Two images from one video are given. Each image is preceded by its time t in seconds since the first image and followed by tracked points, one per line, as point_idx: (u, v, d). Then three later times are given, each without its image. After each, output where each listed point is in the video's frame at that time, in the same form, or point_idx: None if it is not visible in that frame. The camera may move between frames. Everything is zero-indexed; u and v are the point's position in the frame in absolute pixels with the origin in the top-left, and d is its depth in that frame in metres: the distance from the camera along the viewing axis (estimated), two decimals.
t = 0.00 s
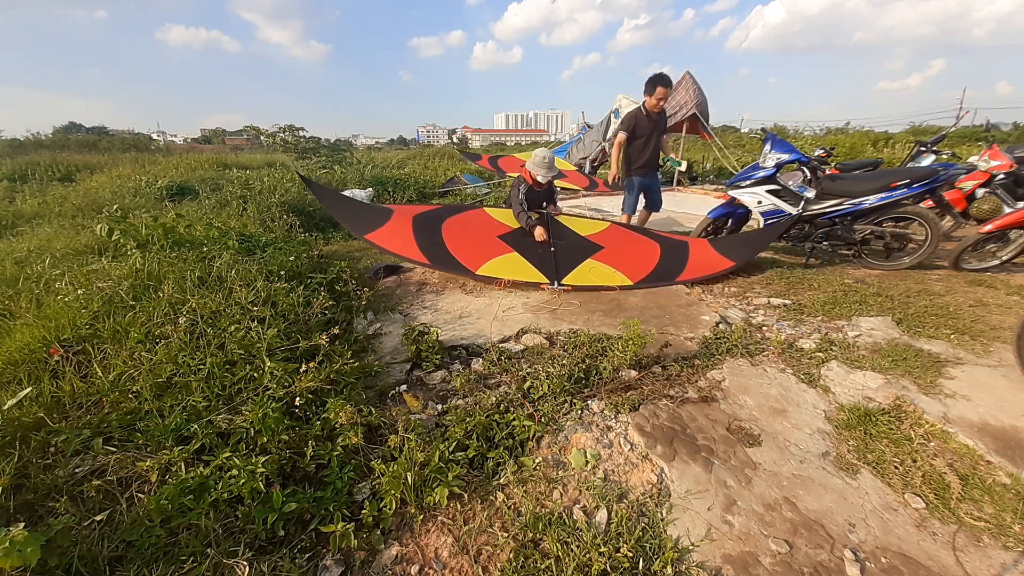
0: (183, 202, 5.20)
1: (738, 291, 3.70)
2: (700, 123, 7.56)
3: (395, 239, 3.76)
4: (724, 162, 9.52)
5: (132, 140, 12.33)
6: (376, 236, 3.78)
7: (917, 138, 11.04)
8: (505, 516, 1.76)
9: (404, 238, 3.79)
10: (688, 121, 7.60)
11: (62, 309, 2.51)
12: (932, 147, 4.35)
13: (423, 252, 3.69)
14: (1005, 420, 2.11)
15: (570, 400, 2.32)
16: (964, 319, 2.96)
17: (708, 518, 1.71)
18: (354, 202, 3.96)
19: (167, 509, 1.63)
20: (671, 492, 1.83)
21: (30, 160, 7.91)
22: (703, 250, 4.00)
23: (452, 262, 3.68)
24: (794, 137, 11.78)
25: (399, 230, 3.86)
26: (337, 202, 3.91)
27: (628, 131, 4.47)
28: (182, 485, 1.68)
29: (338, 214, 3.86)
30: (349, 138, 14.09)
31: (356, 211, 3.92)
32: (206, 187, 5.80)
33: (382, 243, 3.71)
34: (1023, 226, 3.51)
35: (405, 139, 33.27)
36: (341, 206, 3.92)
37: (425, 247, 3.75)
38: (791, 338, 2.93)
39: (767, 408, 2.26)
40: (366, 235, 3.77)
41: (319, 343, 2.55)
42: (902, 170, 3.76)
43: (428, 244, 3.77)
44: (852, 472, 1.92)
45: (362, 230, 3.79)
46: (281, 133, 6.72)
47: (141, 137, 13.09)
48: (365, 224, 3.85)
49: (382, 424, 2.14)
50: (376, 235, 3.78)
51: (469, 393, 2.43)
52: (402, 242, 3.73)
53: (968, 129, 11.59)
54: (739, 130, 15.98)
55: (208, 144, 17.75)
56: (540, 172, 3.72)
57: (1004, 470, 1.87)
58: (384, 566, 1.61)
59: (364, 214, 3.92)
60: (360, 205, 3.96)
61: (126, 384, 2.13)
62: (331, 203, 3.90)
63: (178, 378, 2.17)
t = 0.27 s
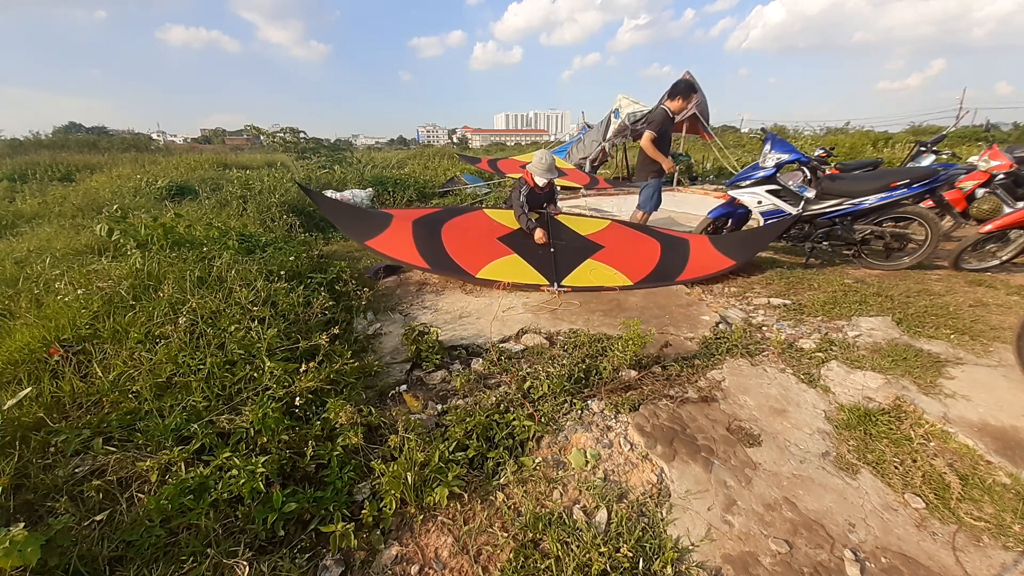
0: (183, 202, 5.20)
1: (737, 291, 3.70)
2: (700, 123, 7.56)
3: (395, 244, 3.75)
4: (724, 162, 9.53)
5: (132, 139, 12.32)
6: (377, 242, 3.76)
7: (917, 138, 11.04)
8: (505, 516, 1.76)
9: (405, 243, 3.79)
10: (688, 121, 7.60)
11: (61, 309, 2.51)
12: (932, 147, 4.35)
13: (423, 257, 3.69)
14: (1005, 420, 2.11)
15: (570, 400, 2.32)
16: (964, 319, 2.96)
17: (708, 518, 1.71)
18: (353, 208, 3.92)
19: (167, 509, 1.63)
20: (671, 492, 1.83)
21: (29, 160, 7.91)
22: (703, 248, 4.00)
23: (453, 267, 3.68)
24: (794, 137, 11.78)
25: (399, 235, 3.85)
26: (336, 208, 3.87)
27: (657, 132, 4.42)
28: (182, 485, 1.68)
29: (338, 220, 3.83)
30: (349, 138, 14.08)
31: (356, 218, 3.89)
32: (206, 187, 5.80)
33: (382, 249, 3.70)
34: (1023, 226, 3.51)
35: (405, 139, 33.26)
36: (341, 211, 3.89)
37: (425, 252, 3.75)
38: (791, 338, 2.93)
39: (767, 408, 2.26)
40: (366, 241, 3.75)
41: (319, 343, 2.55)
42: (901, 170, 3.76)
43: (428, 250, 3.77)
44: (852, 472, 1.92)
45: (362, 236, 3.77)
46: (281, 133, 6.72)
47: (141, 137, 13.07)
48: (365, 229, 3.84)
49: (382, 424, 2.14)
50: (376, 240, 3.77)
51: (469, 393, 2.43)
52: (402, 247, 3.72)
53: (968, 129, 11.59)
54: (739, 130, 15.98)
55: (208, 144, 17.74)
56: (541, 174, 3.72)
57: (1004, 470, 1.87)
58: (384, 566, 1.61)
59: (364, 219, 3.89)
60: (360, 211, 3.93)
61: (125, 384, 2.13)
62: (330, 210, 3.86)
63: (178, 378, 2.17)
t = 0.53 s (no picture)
0: (183, 202, 5.20)
1: (738, 291, 3.70)
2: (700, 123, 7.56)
3: (395, 244, 3.75)
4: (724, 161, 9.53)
5: (132, 139, 12.31)
6: (377, 242, 3.76)
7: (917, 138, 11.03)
8: (505, 516, 1.76)
9: (405, 243, 3.78)
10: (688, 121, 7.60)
11: (61, 309, 2.51)
12: (932, 147, 4.35)
13: (424, 257, 3.68)
14: (1005, 420, 2.11)
15: (570, 400, 2.32)
16: (964, 319, 2.96)
17: (708, 518, 1.71)
18: (354, 207, 3.92)
19: (167, 509, 1.63)
20: (671, 492, 1.83)
21: (29, 160, 7.90)
22: (703, 247, 4.00)
23: (453, 266, 3.68)
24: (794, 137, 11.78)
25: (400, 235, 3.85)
26: (337, 207, 3.87)
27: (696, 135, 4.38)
28: (182, 485, 1.68)
29: (338, 220, 3.83)
30: (349, 138, 14.07)
31: (356, 217, 3.89)
32: (206, 187, 5.80)
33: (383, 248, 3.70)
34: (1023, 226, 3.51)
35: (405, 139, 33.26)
36: (341, 211, 3.89)
37: (426, 252, 3.74)
38: (791, 338, 2.93)
39: (766, 408, 2.26)
40: (366, 240, 3.74)
41: (319, 343, 2.55)
42: (901, 170, 3.76)
43: (428, 249, 3.77)
44: (852, 472, 1.92)
45: (363, 236, 3.77)
46: (281, 133, 6.72)
47: (141, 137, 13.07)
48: (366, 229, 3.83)
49: (382, 424, 2.14)
50: (376, 240, 3.76)
51: (469, 393, 2.43)
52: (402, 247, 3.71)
53: (968, 129, 11.59)
54: (739, 130, 15.98)
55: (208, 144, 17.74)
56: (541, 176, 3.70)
57: (1004, 470, 1.87)
58: (384, 566, 1.61)
59: (364, 219, 3.89)
60: (361, 211, 3.93)
61: (125, 384, 2.13)
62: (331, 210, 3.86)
63: (178, 378, 2.17)
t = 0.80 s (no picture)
0: (183, 202, 5.20)
1: (738, 291, 3.70)
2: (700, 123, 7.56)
3: (396, 244, 3.75)
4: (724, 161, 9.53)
5: (132, 140, 12.31)
6: (377, 241, 3.76)
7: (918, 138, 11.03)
8: (505, 516, 1.76)
9: (405, 244, 3.78)
10: (688, 121, 7.60)
11: (62, 309, 2.51)
12: (932, 146, 4.35)
13: (425, 257, 3.68)
14: (1005, 420, 2.11)
15: (570, 400, 2.32)
16: (964, 319, 2.96)
17: (708, 518, 1.71)
18: (354, 207, 3.92)
19: (167, 509, 1.63)
20: (671, 492, 1.83)
21: (29, 160, 7.90)
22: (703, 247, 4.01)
23: (454, 267, 3.68)
24: (794, 137, 11.79)
25: (400, 235, 3.84)
26: (337, 207, 3.87)
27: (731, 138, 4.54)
28: (182, 485, 1.68)
29: (338, 219, 3.83)
30: (349, 137, 14.07)
31: (356, 216, 3.88)
32: (206, 188, 5.80)
33: (383, 248, 3.69)
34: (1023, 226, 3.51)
35: (405, 139, 33.26)
36: (341, 211, 3.88)
37: (426, 252, 3.74)
38: (791, 338, 2.93)
39: (767, 408, 2.26)
40: (366, 240, 3.74)
41: (319, 343, 2.55)
42: (901, 170, 3.76)
43: (429, 250, 3.77)
44: (852, 472, 1.92)
45: (363, 236, 3.77)
46: (281, 133, 6.73)
47: (141, 137, 13.07)
48: (366, 229, 3.83)
49: (382, 424, 2.14)
50: (376, 240, 3.76)
51: (469, 393, 2.43)
52: (403, 247, 3.71)
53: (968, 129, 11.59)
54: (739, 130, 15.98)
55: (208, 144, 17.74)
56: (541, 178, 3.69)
57: (1004, 470, 1.87)
58: (384, 566, 1.61)
59: (364, 218, 3.89)
60: (361, 211, 3.93)
61: (125, 384, 2.13)
62: (331, 210, 3.86)
63: (178, 378, 2.17)
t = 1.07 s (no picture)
0: (183, 202, 5.19)
1: (738, 291, 3.70)
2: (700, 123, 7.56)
3: (396, 245, 3.75)
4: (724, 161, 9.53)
5: (132, 139, 12.31)
6: (378, 242, 3.76)
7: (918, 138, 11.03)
8: (505, 516, 1.76)
9: (406, 245, 3.78)
10: (688, 121, 7.60)
11: (61, 309, 2.51)
12: (932, 146, 4.35)
13: (425, 258, 3.68)
14: (1005, 420, 2.11)
15: (570, 400, 2.32)
16: (964, 319, 2.96)
17: (708, 518, 1.71)
18: (354, 209, 3.92)
19: (167, 509, 1.63)
20: (671, 492, 1.83)
21: (29, 160, 7.90)
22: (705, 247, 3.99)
23: (455, 268, 3.68)
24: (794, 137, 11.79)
25: (400, 235, 3.84)
26: (337, 208, 3.87)
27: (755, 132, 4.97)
28: (182, 485, 1.68)
29: (338, 221, 3.83)
30: (349, 137, 14.07)
31: (356, 218, 3.88)
32: (206, 188, 5.80)
33: (384, 249, 3.69)
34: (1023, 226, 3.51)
35: (405, 139, 33.27)
36: (342, 212, 3.88)
37: (427, 253, 3.74)
38: (791, 338, 2.93)
39: (767, 408, 2.26)
40: (367, 242, 3.74)
41: (319, 343, 2.55)
42: (901, 170, 3.76)
43: (429, 250, 3.76)
44: (852, 472, 1.92)
45: (363, 237, 3.77)
46: (281, 133, 6.73)
47: (141, 137, 13.07)
48: (366, 230, 3.83)
49: (382, 424, 2.14)
50: (376, 240, 3.76)
51: (469, 393, 2.43)
52: (403, 248, 3.71)
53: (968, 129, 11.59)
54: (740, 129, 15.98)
55: (208, 143, 17.74)
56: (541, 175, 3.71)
57: (1004, 470, 1.87)
58: (384, 566, 1.61)
59: (365, 219, 3.89)
60: (361, 212, 3.93)
61: (125, 384, 2.13)
62: (331, 211, 3.86)
63: (178, 378, 2.17)
